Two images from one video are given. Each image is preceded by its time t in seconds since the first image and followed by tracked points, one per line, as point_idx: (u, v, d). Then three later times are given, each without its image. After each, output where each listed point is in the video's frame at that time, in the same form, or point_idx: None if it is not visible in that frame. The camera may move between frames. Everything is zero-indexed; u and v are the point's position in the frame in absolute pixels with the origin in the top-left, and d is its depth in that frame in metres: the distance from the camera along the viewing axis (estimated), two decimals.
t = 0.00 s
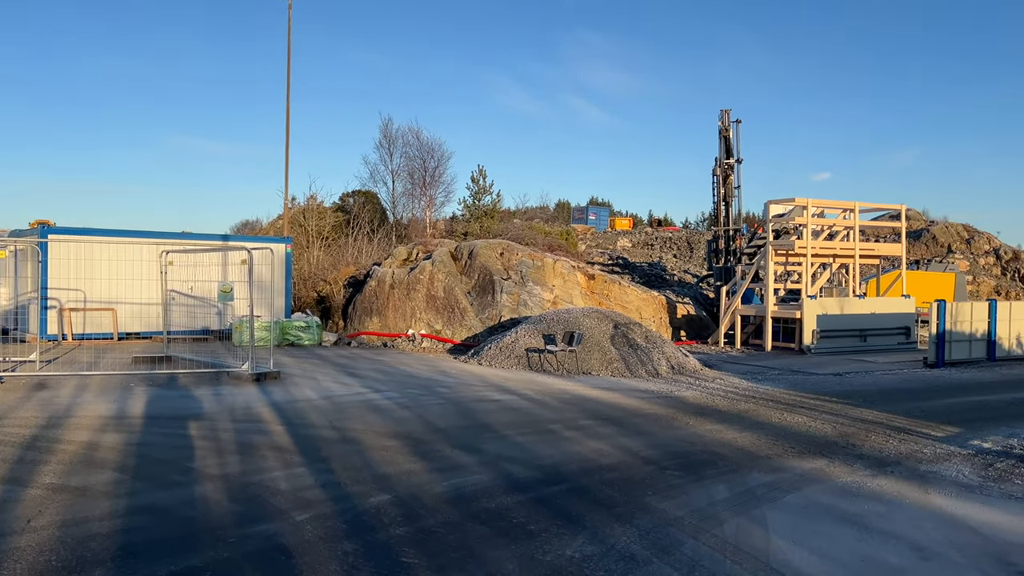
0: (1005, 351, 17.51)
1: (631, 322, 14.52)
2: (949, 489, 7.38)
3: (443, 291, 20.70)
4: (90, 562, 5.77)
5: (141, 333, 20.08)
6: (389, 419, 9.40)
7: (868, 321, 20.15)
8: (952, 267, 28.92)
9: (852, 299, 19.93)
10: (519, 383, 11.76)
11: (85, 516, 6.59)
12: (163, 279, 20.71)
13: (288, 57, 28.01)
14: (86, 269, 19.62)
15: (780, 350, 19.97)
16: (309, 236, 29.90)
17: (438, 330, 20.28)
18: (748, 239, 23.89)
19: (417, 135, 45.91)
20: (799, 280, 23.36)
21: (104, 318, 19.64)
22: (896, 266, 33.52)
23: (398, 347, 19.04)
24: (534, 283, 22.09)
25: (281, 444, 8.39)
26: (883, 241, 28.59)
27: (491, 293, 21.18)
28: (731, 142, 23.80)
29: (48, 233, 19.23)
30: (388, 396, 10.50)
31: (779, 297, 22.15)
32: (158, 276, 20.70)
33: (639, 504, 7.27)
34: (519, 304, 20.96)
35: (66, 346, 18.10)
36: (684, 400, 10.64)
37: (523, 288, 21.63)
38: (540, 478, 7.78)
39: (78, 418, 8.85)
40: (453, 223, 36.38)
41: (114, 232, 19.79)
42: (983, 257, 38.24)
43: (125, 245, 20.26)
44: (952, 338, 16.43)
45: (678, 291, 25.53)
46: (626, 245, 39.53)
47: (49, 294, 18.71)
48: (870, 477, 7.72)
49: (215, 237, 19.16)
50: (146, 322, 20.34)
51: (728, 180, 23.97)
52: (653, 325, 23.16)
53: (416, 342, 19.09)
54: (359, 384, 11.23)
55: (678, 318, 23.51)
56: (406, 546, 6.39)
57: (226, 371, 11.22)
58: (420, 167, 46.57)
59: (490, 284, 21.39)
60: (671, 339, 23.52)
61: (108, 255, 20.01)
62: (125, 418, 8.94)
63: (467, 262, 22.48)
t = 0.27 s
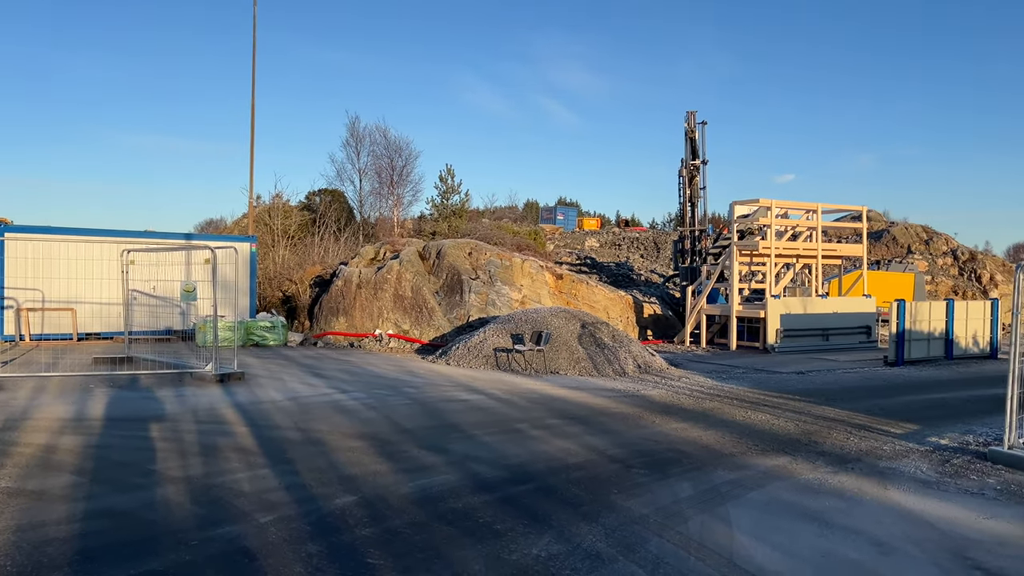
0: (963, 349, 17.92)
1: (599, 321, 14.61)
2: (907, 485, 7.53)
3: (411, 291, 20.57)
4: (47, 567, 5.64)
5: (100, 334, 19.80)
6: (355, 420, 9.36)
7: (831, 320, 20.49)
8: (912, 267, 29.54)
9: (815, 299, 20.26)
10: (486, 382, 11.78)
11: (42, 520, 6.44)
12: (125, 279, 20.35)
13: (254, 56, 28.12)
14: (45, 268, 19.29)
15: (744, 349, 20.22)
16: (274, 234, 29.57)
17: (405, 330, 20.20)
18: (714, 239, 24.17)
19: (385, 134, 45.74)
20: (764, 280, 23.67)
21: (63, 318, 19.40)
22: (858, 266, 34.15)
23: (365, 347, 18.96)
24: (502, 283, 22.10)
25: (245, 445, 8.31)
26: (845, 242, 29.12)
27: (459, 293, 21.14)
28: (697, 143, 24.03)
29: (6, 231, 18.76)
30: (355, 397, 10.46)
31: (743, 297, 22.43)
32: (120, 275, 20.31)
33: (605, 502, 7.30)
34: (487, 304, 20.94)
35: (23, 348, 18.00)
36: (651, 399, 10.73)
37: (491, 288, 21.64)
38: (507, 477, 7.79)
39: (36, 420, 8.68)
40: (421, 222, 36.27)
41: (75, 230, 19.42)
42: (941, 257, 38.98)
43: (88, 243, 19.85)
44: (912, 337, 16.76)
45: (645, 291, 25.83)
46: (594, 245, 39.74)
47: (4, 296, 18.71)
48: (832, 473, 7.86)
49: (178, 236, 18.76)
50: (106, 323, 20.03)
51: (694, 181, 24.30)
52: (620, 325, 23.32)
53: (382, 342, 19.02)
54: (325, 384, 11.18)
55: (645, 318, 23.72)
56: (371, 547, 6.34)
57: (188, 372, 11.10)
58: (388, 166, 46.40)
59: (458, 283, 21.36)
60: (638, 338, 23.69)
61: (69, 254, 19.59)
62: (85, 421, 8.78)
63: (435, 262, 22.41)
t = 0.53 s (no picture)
0: (924, 347, 18.29)
1: (568, 320, 14.67)
2: (869, 481, 7.67)
3: (379, 291, 20.49)
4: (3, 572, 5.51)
5: (61, 334, 19.39)
6: (323, 420, 9.31)
7: (795, 320, 20.81)
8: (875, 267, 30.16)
9: (779, 299, 20.56)
10: (455, 382, 11.78)
11: None
12: (88, 278, 19.97)
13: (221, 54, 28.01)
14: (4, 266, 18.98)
15: (711, 348, 20.43)
16: (240, 233, 29.30)
17: (374, 330, 20.09)
18: (682, 240, 24.40)
19: (353, 132, 45.48)
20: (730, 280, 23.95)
21: (22, 318, 19.01)
22: (823, 266, 34.74)
23: (333, 347, 18.86)
24: (472, 283, 22.10)
25: (210, 447, 8.22)
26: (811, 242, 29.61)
27: (428, 292, 21.09)
28: (665, 144, 24.24)
29: None
30: (323, 398, 10.40)
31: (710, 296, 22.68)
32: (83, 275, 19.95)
33: (573, 500, 7.33)
34: (457, 304, 20.96)
35: None
36: (619, 398, 10.81)
37: (460, 287, 21.64)
38: (476, 477, 7.79)
39: None
40: (390, 221, 36.13)
41: (36, 227, 19.13)
42: (903, 258, 39.60)
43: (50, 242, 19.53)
44: (874, 336, 17.06)
45: (613, 291, 26.05)
46: (564, 245, 39.88)
47: None
48: (796, 471, 7.97)
49: (142, 234, 18.57)
50: (67, 323, 19.60)
51: (662, 182, 24.50)
52: (589, 324, 23.47)
53: (350, 342, 18.93)
54: (292, 385, 11.12)
55: (613, 317, 23.89)
56: (338, 549, 6.28)
57: (151, 372, 10.96)
58: (356, 164, 46.17)
59: (427, 283, 21.31)
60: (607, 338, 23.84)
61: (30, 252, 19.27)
62: (45, 422, 8.62)
63: (404, 261, 22.34)
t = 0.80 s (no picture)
0: (882, 346, 18.68)
1: (534, 321, 14.72)
2: (828, 478, 7.81)
3: (344, 291, 20.38)
4: None
5: (15, 336, 19.12)
6: (286, 423, 9.23)
7: (757, 320, 21.13)
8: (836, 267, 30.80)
9: (742, 300, 20.84)
10: (421, 382, 11.76)
11: None
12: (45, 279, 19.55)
13: (182, 49, 27.59)
14: None
15: (674, 348, 20.65)
16: (201, 232, 28.88)
17: (338, 330, 19.94)
18: (646, 241, 24.62)
19: (318, 131, 45.19)
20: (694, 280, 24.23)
21: None
22: (785, 266, 35.40)
23: (298, 348, 18.72)
24: (438, 283, 22.08)
25: (170, 450, 8.10)
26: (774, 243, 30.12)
27: (394, 292, 21.00)
28: (630, 146, 24.45)
29: None
30: (286, 400, 10.32)
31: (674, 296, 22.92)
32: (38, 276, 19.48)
33: (538, 500, 7.35)
34: (423, 304, 20.86)
35: None
36: (585, 397, 10.87)
37: (427, 287, 21.61)
38: (441, 478, 7.77)
39: None
40: (356, 221, 35.92)
41: None
42: (862, 258, 40.36)
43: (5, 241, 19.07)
44: (834, 336, 17.37)
45: (578, 291, 26.27)
46: (531, 245, 40.03)
47: None
48: (758, 469, 8.08)
49: (101, 233, 18.32)
50: (23, 325, 19.34)
51: (627, 183, 24.74)
52: (556, 324, 23.59)
53: (314, 343, 18.79)
54: (255, 387, 11.02)
55: (579, 317, 24.02)
56: (301, 551, 6.21)
57: (110, 375, 10.78)
58: (321, 163, 45.84)
59: (393, 283, 21.24)
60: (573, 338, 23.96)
61: None
62: None
63: (369, 261, 22.24)
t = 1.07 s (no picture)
0: (848, 346, 18.97)
1: (506, 321, 14.74)
2: (796, 476, 7.92)
3: (314, 291, 20.25)
4: None
5: None
6: (256, 424, 9.15)
7: (726, 320, 21.34)
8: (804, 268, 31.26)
9: (712, 299, 21.03)
10: (392, 383, 11.73)
11: None
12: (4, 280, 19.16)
13: (149, 46, 27.22)
14: None
15: (645, 348, 20.80)
16: (168, 231, 28.51)
17: (308, 330, 19.80)
18: (618, 241, 24.77)
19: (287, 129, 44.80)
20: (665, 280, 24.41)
21: None
22: (754, 266, 35.82)
23: (267, 348, 18.56)
24: (410, 283, 22.03)
25: (137, 453, 7.98)
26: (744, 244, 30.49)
27: (365, 293, 20.91)
28: (602, 147, 24.59)
29: None
30: (255, 401, 10.23)
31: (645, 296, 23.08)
32: None
33: (509, 500, 7.36)
34: (394, 304, 20.80)
35: None
36: (556, 397, 10.91)
37: (398, 287, 21.55)
38: (412, 479, 7.76)
39: None
40: (326, 220, 35.66)
41: None
42: (829, 258, 40.96)
43: None
44: (801, 335, 17.60)
45: (550, 291, 26.34)
46: (504, 245, 40.03)
47: None
48: (727, 467, 8.17)
49: (64, 233, 18.01)
50: None
51: (599, 184, 24.87)
52: (528, 324, 23.64)
53: (284, 344, 18.64)
54: (224, 388, 10.91)
55: (551, 317, 24.10)
56: (270, 554, 6.14)
57: (74, 376, 10.61)
58: (290, 162, 45.43)
59: (364, 283, 21.15)
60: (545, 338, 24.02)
61: None
62: None
63: (340, 261, 22.13)
